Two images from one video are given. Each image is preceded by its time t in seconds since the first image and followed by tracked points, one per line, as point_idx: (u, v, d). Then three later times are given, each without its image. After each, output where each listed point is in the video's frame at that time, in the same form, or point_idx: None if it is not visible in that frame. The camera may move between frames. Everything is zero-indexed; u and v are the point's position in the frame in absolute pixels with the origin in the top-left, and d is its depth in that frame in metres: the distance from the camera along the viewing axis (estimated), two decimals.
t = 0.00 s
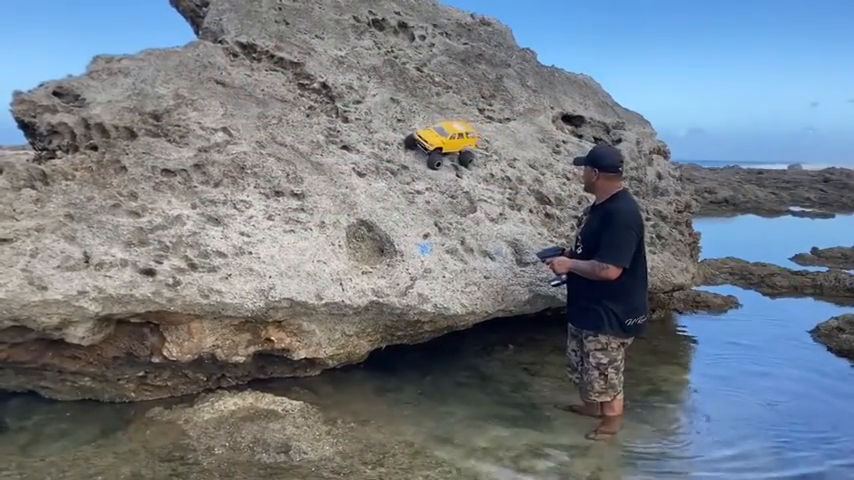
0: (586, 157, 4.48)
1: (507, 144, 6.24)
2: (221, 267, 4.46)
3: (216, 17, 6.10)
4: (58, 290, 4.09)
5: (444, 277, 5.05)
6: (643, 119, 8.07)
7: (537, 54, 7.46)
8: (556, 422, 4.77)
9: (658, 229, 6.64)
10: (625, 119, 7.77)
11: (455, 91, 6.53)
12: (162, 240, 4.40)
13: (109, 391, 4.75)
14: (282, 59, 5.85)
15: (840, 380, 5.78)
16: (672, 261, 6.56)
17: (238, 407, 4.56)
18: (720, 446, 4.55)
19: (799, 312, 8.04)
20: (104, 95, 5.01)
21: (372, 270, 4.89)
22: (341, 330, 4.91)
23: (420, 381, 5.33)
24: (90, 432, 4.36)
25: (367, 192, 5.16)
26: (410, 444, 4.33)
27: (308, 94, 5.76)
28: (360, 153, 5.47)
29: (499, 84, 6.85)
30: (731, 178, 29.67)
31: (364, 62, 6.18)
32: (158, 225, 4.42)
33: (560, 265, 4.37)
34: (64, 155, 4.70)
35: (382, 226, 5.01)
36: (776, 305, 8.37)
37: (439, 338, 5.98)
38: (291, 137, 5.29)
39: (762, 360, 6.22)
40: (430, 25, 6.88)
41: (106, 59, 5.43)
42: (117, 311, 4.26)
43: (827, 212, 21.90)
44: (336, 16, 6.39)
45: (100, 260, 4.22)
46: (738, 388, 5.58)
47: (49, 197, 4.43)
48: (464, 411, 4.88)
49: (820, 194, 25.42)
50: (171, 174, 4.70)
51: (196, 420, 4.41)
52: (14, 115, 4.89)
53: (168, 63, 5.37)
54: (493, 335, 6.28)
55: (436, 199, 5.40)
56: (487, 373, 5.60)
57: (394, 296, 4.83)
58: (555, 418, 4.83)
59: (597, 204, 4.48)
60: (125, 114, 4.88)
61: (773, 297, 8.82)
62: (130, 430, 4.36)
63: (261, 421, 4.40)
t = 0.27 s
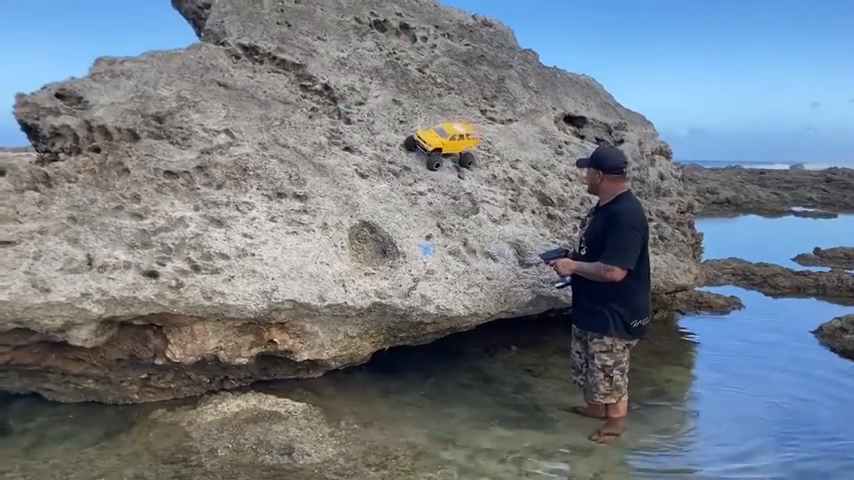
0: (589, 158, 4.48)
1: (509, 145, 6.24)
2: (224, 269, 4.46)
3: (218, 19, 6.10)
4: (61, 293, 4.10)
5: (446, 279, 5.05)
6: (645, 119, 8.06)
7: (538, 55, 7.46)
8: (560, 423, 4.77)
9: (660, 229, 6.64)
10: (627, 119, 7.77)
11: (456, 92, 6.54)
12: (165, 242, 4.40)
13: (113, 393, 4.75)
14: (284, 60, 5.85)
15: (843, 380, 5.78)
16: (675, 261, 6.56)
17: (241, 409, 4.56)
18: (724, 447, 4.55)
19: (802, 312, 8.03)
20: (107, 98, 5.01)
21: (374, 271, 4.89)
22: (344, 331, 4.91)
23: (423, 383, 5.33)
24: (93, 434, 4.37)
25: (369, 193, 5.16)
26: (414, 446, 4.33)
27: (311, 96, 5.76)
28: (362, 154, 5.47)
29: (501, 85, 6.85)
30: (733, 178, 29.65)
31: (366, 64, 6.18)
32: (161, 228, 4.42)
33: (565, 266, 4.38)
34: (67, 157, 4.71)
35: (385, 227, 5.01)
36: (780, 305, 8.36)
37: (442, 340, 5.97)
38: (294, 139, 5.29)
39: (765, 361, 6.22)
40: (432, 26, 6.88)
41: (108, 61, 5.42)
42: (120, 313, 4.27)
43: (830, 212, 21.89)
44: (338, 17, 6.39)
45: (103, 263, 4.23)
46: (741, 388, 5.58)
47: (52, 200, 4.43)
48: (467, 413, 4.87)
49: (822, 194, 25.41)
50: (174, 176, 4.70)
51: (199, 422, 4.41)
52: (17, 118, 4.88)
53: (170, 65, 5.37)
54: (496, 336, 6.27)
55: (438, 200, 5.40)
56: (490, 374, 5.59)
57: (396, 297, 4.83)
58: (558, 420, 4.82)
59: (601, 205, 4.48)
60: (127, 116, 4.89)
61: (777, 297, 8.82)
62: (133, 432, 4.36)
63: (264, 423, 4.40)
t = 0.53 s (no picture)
0: (592, 159, 4.47)
1: (512, 146, 6.25)
2: (228, 270, 4.47)
3: (221, 20, 6.10)
4: (66, 294, 4.11)
5: (450, 279, 5.05)
6: (648, 120, 8.06)
7: (541, 55, 7.46)
8: (564, 423, 4.76)
9: (664, 230, 6.63)
10: (630, 120, 7.77)
11: (459, 93, 6.54)
12: (169, 243, 4.41)
13: (117, 394, 4.76)
14: (287, 62, 5.86)
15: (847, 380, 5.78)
16: (679, 262, 6.55)
17: (245, 410, 4.57)
18: (728, 447, 4.55)
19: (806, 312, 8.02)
20: (111, 99, 5.00)
21: (378, 272, 4.89)
22: (348, 332, 4.91)
23: (427, 384, 5.33)
24: (98, 435, 4.37)
25: (373, 194, 5.16)
26: (418, 446, 4.33)
27: (314, 97, 5.77)
28: (365, 155, 5.48)
29: (504, 85, 6.85)
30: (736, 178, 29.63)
31: (369, 65, 6.19)
32: (165, 229, 4.43)
33: (570, 268, 4.32)
34: (71, 159, 4.72)
35: (388, 228, 5.01)
36: (784, 306, 8.35)
37: (445, 340, 5.97)
38: (297, 140, 5.30)
39: (769, 361, 6.21)
40: (435, 27, 6.88)
41: (112, 63, 5.38)
42: (124, 314, 4.28)
43: (833, 212, 21.87)
44: (341, 18, 6.39)
45: (107, 264, 4.23)
46: (745, 388, 5.57)
47: (56, 201, 4.44)
48: (471, 413, 4.87)
49: (825, 194, 25.37)
50: (178, 177, 4.71)
51: (204, 423, 4.42)
52: (21, 120, 4.87)
53: (173, 66, 5.38)
54: (499, 336, 6.27)
55: (441, 201, 5.40)
56: (494, 374, 5.59)
57: (400, 298, 4.84)
58: (563, 420, 4.82)
59: (606, 206, 4.47)
60: (131, 118, 4.90)
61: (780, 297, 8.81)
62: (137, 432, 4.37)
63: (268, 424, 4.40)
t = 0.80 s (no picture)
0: (597, 159, 4.47)
1: (517, 146, 6.24)
2: (234, 271, 4.48)
3: (226, 22, 6.11)
4: (72, 295, 4.12)
5: (455, 280, 5.05)
6: (653, 120, 8.05)
7: (545, 56, 7.45)
8: (570, 424, 4.76)
9: (669, 230, 6.62)
10: (635, 120, 7.76)
11: (464, 94, 6.54)
12: (175, 244, 4.42)
13: (123, 395, 4.77)
14: (291, 63, 5.87)
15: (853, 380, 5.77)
16: (684, 262, 6.54)
17: (251, 410, 4.57)
18: (734, 447, 4.54)
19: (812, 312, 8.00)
20: (116, 101, 5.00)
21: (383, 273, 4.90)
22: (353, 333, 4.92)
23: (433, 384, 5.33)
24: (104, 436, 4.38)
25: (377, 195, 5.16)
26: (423, 447, 4.33)
27: (318, 98, 5.77)
28: (370, 156, 5.48)
29: (508, 86, 6.85)
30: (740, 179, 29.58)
31: (374, 66, 6.19)
32: (171, 230, 4.44)
33: (576, 269, 4.30)
34: (76, 161, 4.73)
35: (393, 229, 5.01)
36: (789, 306, 8.33)
37: (450, 341, 5.97)
38: (302, 141, 5.31)
39: (775, 361, 6.20)
40: (439, 28, 6.88)
41: (117, 64, 5.39)
42: (130, 315, 4.29)
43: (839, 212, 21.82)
44: (345, 20, 6.39)
45: (113, 265, 4.24)
46: (751, 389, 5.56)
47: (62, 203, 4.44)
48: (477, 414, 4.87)
49: (831, 194, 25.31)
50: (183, 178, 4.72)
51: (209, 424, 4.43)
52: (27, 121, 4.87)
53: (178, 68, 5.39)
54: (504, 337, 6.27)
55: (446, 202, 5.40)
56: (499, 375, 5.59)
57: (405, 299, 4.84)
58: (568, 421, 4.81)
59: (611, 207, 4.47)
60: (136, 120, 4.91)
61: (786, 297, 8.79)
62: (143, 433, 4.37)
63: (274, 425, 4.40)
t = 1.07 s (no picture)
0: (604, 159, 4.46)
1: (523, 146, 6.24)
2: (241, 271, 4.48)
3: (233, 23, 6.12)
4: (80, 296, 4.13)
5: (461, 280, 5.04)
6: (659, 120, 8.04)
7: (551, 56, 7.43)
8: (576, 425, 4.75)
9: (676, 230, 6.60)
10: (641, 120, 7.74)
11: (470, 94, 6.54)
12: (182, 245, 4.43)
13: (130, 395, 4.79)
14: (298, 64, 5.88)
15: None
16: (691, 262, 6.52)
17: (258, 411, 4.58)
18: (741, 447, 4.53)
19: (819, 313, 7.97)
20: (123, 102, 5.04)
21: (389, 273, 4.90)
22: (360, 333, 4.92)
23: (439, 385, 5.32)
24: (111, 436, 4.39)
25: (384, 195, 5.17)
26: (430, 447, 4.33)
27: (325, 99, 5.78)
28: (376, 157, 5.49)
29: (514, 86, 6.84)
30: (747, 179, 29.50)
31: (380, 66, 6.19)
32: (178, 230, 4.45)
33: (582, 269, 4.29)
34: (83, 161, 4.74)
35: (399, 229, 5.01)
36: (797, 306, 8.30)
37: (456, 341, 5.97)
38: (309, 141, 5.31)
39: (782, 361, 6.18)
40: (445, 28, 6.88)
41: (124, 65, 5.44)
42: (138, 316, 4.30)
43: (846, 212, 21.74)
44: (351, 20, 6.39)
45: (121, 265, 4.25)
46: (758, 389, 5.55)
47: (69, 203, 4.46)
48: (483, 415, 4.86)
49: (838, 194, 25.22)
50: (190, 179, 4.73)
51: (216, 424, 4.43)
52: (34, 122, 4.93)
53: (185, 69, 5.40)
54: (510, 337, 6.26)
55: (452, 202, 5.40)
56: (505, 375, 5.58)
57: (412, 299, 4.84)
58: (575, 421, 4.80)
59: (618, 206, 4.46)
60: (143, 120, 4.92)
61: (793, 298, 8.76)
62: (151, 433, 4.38)
63: (280, 425, 4.41)
